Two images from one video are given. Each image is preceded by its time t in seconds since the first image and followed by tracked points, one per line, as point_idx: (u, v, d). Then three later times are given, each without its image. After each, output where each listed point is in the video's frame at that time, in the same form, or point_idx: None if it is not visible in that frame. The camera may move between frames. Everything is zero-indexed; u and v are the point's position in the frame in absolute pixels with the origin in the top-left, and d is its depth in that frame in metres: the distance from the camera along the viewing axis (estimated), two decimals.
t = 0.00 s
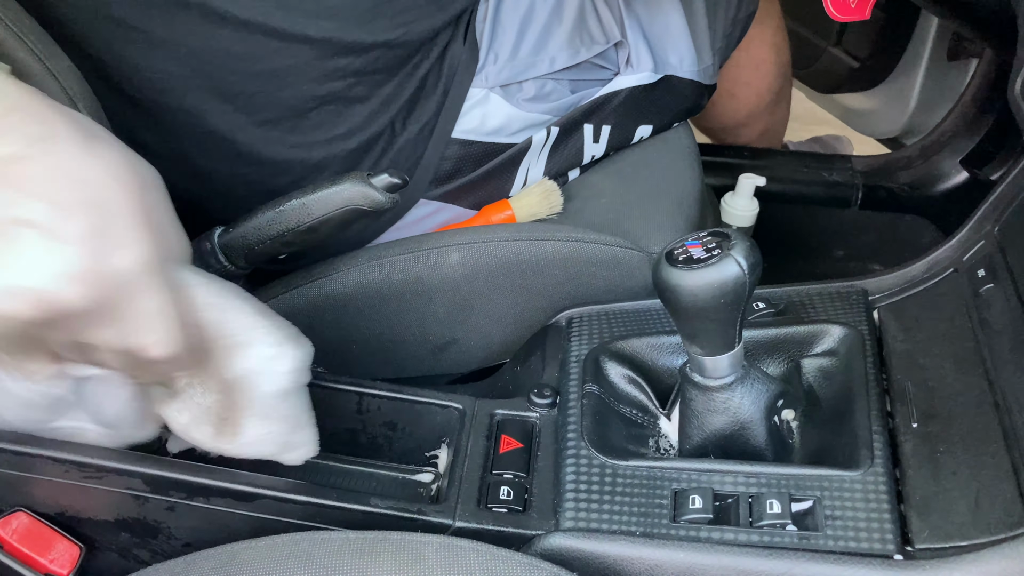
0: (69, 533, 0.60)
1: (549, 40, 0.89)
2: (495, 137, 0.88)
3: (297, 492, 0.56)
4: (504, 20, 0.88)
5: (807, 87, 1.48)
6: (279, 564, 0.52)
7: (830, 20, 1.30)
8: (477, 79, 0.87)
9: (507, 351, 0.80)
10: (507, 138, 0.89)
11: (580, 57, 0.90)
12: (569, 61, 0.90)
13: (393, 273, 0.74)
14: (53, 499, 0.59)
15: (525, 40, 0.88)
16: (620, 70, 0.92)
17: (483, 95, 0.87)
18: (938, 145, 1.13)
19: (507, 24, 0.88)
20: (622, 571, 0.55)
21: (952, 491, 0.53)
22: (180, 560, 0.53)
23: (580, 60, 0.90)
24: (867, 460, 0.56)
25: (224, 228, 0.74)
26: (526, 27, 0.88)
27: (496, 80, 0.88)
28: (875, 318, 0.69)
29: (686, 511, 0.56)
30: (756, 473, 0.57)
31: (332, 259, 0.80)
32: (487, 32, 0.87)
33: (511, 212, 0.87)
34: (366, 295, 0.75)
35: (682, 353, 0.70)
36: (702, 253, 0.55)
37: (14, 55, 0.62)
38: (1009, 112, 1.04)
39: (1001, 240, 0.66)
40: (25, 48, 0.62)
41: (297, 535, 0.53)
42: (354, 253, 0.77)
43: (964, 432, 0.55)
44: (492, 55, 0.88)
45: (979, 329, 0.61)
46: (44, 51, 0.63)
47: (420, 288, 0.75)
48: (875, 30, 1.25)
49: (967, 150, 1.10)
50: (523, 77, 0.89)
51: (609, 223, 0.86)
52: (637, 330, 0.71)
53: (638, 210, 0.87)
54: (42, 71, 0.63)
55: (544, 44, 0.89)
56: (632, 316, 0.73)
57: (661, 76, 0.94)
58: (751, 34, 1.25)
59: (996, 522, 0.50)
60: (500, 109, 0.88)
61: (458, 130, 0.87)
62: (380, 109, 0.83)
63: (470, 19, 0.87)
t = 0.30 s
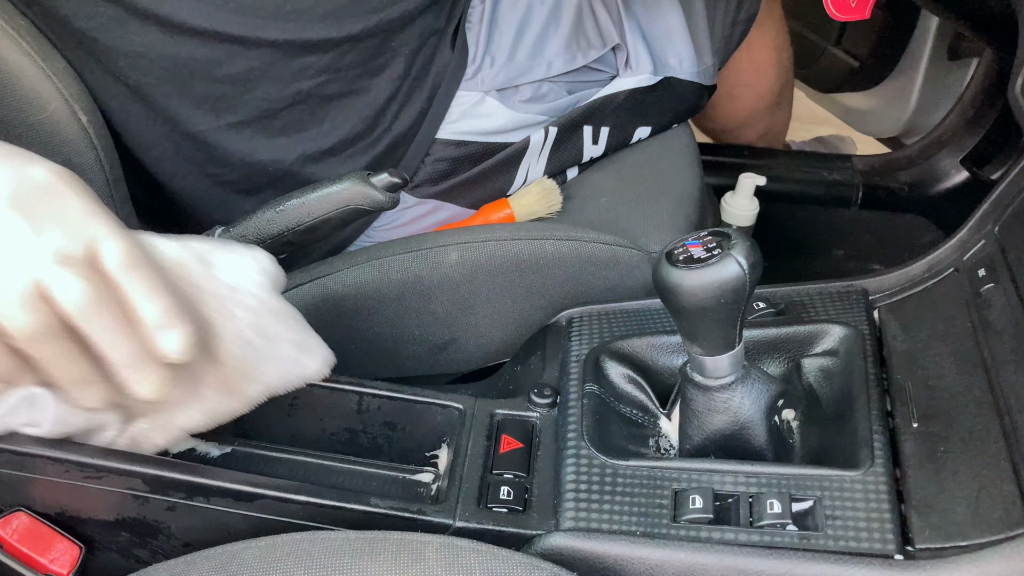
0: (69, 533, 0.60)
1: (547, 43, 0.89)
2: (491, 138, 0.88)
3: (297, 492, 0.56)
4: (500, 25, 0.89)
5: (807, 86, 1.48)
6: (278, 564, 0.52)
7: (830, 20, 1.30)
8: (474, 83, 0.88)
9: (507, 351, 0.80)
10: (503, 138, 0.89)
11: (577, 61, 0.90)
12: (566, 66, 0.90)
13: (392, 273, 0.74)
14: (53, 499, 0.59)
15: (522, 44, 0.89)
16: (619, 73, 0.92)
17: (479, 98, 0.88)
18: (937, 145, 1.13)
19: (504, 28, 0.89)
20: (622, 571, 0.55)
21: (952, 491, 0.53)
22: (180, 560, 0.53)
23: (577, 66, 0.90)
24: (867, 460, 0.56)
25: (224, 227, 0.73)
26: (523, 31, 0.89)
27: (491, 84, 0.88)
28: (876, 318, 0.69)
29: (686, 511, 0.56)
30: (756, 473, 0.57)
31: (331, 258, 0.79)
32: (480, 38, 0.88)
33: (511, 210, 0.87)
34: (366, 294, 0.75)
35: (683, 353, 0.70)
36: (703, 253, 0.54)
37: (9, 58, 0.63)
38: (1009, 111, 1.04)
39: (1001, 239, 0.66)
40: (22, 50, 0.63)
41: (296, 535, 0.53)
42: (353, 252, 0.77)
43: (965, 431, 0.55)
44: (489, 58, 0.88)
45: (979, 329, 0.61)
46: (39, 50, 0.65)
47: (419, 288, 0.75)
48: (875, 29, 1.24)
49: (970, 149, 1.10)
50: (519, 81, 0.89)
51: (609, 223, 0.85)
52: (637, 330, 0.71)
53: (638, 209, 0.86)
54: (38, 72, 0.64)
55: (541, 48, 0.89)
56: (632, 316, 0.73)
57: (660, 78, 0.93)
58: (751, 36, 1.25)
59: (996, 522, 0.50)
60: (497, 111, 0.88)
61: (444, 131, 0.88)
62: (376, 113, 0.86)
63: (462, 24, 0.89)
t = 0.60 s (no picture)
0: (69, 533, 0.60)
1: (549, 43, 0.90)
2: (492, 137, 0.89)
3: (296, 492, 0.56)
4: (502, 25, 0.89)
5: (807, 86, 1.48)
6: (278, 564, 0.51)
7: (830, 19, 1.30)
8: (476, 82, 0.88)
9: (507, 351, 0.80)
10: (504, 138, 0.89)
11: (579, 61, 0.90)
12: (568, 65, 0.90)
13: (392, 272, 0.74)
14: (53, 498, 0.58)
15: (523, 43, 0.89)
16: (620, 71, 0.92)
17: (481, 98, 0.88)
18: (938, 144, 1.13)
19: (506, 28, 0.89)
20: (622, 571, 0.55)
21: (953, 491, 0.52)
22: (180, 560, 0.53)
23: (580, 64, 0.90)
24: (867, 459, 0.56)
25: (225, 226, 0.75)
26: (525, 31, 0.89)
27: (493, 83, 0.88)
28: (876, 318, 0.69)
29: (686, 511, 0.56)
30: (756, 473, 0.57)
31: (332, 257, 0.79)
32: (482, 39, 0.89)
33: (510, 210, 0.87)
34: (366, 294, 0.75)
35: (683, 353, 0.70)
36: (703, 253, 0.54)
37: (8, 58, 0.63)
38: (1010, 111, 1.04)
39: (1002, 239, 0.66)
40: (21, 50, 0.63)
41: (296, 535, 0.53)
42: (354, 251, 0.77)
43: (965, 431, 0.55)
44: (490, 59, 0.88)
45: (979, 329, 0.61)
46: (37, 50, 0.64)
47: (419, 288, 0.75)
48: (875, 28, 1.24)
49: (969, 149, 1.09)
50: (521, 80, 0.89)
51: (609, 222, 0.85)
52: (638, 329, 0.71)
53: (638, 209, 0.86)
54: (37, 71, 0.64)
55: (543, 48, 0.89)
56: (633, 315, 0.73)
57: (661, 77, 0.94)
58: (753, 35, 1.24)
59: (996, 522, 0.50)
60: (498, 110, 0.88)
61: (450, 130, 0.88)
62: (376, 114, 0.86)
63: (463, 23, 0.90)
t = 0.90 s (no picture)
0: (70, 533, 0.60)
1: (550, 45, 0.90)
2: (493, 139, 0.89)
3: (297, 492, 0.56)
4: (503, 27, 0.90)
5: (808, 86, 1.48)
6: (278, 563, 0.52)
7: (831, 19, 1.30)
8: (477, 85, 0.88)
9: (508, 350, 0.81)
10: (505, 140, 0.89)
11: (580, 63, 0.91)
12: (569, 66, 0.90)
13: (393, 272, 0.74)
14: (54, 498, 0.59)
15: (525, 45, 0.89)
16: (621, 73, 0.93)
17: (482, 101, 0.88)
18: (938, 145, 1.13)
19: (507, 30, 0.90)
20: (623, 571, 0.55)
21: (953, 491, 0.52)
22: (181, 560, 0.53)
23: (580, 66, 0.91)
24: (867, 460, 0.56)
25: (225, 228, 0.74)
26: (526, 33, 0.89)
27: (494, 86, 0.88)
28: (877, 318, 0.69)
29: (686, 511, 0.56)
30: (757, 473, 0.57)
31: (332, 256, 0.79)
32: (484, 42, 0.89)
33: (511, 210, 0.87)
34: (366, 294, 0.75)
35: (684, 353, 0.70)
36: (703, 253, 0.54)
37: (9, 60, 0.63)
38: (1011, 111, 1.04)
39: (1002, 239, 0.66)
40: (22, 52, 0.63)
41: (296, 535, 0.53)
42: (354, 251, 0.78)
43: (965, 431, 0.55)
44: (492, 61, 0.89)
45: (980, 329, 0.61)
46: (39, 52, 0.64)
47: (420, 287, 0.75)
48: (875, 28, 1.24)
49: (970, 149, 1.10)
50: (522, 83, 0.89)
51: (610, 222, 0.86)
52: (638, 329, 0.71)
53: (638, 209, 0.86)
54: (37, 73, 0.64)
55: (544, 50, 0.90)
56: (633, 315, 0.73)
57: (661, 78, 0.94)
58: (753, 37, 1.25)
59: (997, 522, 0.50)
60: (500, 113, 0.88)
61: (450, 131, 0.88)
62: (377, 115, 0.86)
63: (465, 27, 0.90)
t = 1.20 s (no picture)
0: (70, 533, 0.60)
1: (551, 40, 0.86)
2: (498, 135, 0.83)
3: (297, 492, 0.56)
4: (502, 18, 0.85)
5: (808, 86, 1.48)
6: (278, 563, 0.52)
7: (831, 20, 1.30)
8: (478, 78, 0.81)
9: (508, 351, 0.80)
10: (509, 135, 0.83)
11: (580, 62, 0.90)
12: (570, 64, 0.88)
13: (394, 273, 0.74)
14: (54, 498, 0.59)
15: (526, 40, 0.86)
16: (622, 72, 0.93)
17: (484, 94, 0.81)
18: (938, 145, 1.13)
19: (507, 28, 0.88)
20: (623, 571, 0.55)
21: (954, 492, 0.53)
22: (182, 560, 0.53)
23: (581, 65, 0.90)
24: (868, 460, 0.56)
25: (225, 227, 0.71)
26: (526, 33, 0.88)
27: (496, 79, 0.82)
28: (877, 318, 0.69)
29: (686, 511, 0.56)
30: (757, 473, 0.57)
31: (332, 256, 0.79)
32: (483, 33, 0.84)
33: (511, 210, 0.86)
34: (364, 295, 0.75)
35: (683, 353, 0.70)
36: (703, 253, 0.55)
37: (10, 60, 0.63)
38: (1010, 112, 1.04)
39: (1002, 239, 0.66)
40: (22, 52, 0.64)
41: (296, 535, 0.53)
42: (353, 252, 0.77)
43: (965, 431, 0.55)
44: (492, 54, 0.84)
45: (981, 329, 0.61)
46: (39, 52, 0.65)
47: (420, 288, 0.75)
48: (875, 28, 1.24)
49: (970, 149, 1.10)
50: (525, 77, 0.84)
51: (610, 222, 0.85)
52: (639, 330, 0.71)
53: (638, 209, 0.86)
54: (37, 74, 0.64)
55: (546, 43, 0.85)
56: (633, 315, 0.73)
57: (661, 78, 0.95)
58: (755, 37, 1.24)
59: (997, 523, 0.50)
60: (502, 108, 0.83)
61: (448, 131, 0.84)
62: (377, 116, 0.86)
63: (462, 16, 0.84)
